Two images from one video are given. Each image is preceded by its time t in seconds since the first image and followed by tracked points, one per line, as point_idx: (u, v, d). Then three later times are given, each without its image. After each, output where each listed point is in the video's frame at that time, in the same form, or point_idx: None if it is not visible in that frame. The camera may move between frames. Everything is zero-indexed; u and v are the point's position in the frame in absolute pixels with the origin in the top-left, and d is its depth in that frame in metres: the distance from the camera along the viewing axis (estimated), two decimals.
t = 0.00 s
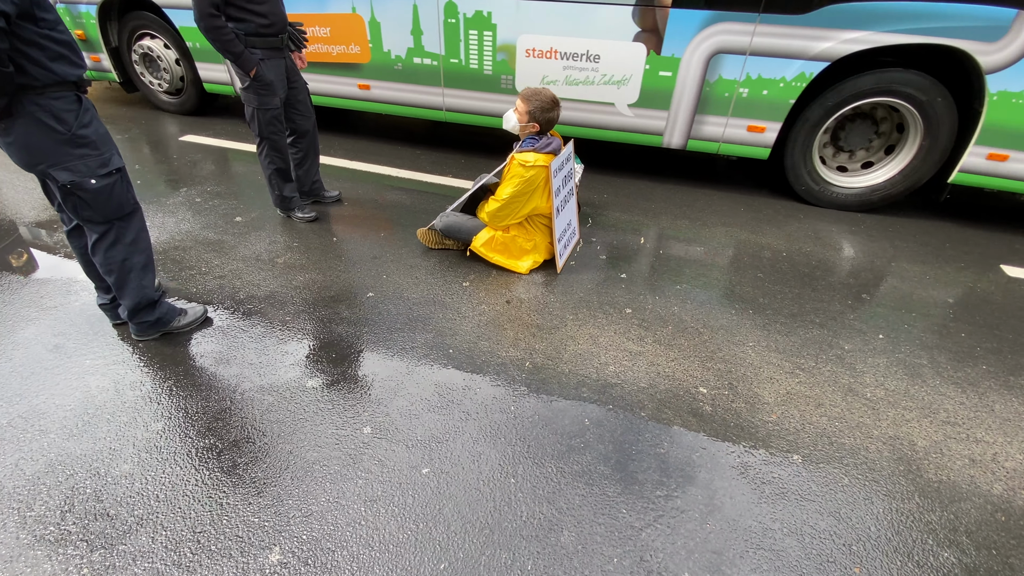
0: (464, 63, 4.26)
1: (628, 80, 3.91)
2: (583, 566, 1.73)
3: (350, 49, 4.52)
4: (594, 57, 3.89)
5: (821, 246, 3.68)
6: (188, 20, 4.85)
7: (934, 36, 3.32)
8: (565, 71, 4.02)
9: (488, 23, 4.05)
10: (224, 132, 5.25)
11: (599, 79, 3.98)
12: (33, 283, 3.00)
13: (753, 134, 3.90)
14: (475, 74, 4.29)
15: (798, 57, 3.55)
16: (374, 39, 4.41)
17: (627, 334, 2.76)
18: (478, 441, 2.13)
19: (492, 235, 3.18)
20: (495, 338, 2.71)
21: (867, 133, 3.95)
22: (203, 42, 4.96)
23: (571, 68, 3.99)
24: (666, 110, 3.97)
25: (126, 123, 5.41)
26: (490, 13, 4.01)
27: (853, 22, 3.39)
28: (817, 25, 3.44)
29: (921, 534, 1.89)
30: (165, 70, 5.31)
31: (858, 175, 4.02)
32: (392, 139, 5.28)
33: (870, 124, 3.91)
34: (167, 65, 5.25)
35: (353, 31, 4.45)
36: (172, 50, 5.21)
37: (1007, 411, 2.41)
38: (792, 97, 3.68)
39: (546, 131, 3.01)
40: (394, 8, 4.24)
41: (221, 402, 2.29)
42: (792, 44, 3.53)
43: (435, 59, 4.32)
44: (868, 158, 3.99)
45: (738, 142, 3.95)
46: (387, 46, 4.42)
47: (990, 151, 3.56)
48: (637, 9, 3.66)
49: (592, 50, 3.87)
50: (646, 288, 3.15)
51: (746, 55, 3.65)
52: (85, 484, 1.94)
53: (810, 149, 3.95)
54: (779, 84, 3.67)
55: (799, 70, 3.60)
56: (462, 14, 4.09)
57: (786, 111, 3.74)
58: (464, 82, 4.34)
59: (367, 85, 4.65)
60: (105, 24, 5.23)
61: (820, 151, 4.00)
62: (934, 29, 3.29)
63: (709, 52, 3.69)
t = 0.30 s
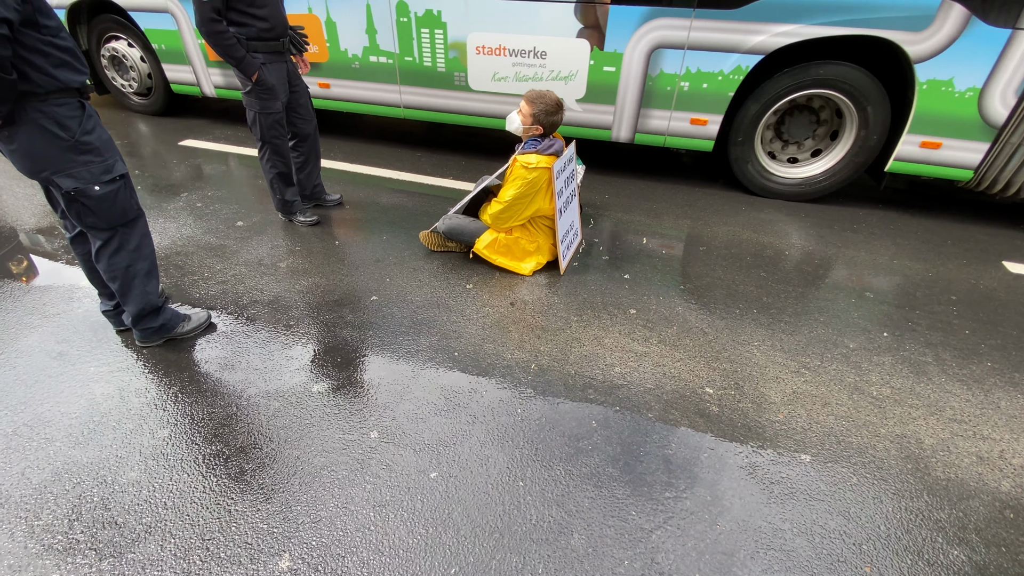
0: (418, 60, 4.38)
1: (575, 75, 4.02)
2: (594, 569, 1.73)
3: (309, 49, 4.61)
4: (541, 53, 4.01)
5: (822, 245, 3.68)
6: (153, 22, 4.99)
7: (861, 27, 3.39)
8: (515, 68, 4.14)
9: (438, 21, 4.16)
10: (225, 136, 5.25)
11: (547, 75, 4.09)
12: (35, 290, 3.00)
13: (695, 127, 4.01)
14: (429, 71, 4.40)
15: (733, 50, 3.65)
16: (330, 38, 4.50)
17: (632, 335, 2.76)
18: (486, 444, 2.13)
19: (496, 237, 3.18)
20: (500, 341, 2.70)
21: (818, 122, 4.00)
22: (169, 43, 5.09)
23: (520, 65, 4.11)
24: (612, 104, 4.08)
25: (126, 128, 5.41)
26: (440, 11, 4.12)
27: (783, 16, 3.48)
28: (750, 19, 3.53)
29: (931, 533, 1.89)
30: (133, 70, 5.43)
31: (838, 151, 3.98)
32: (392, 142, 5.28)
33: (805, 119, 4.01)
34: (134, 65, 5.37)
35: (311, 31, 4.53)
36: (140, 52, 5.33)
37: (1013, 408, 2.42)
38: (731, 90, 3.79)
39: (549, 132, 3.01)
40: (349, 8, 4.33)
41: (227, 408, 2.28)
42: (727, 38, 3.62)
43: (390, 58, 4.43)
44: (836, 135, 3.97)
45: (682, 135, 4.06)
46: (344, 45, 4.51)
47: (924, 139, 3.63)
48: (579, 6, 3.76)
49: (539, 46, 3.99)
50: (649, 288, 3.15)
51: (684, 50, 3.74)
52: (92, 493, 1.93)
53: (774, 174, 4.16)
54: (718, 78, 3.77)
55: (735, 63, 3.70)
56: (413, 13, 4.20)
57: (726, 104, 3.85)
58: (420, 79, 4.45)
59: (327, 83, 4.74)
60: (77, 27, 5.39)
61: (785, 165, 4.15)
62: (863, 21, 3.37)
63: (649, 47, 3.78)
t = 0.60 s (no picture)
0: (376, 62, 4.47)
1: (525, 75, 4.13)
2: None
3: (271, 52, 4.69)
4: (492, 53, 4.12)
5: (826, 246, 3.69)
6: (120, 28, 5.09)
7: (794, 24, 3.52)
8: (468, 68, 4.24)
9: (393, 24, 4.26)
10: (225, 143, 5.24)
11: (499, 75, 4.19)
12: (39, 301, 2.98)
13: (643, 123, 4.12)
14: (387, 72, 4.49)
15: (673, 48, 3.77)
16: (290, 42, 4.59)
17: (640, 339, 2.76)
18: (498, 451, 2.12)
19: (501, 242, 3.17)
20: (507, 346, 2.70)
21: (762, 109, 4.08)
22: (136, 48, 5.19)
23: (472, 65, 4.22)
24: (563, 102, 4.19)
25: (126, 136, 5.40)
26: (394, 14, 4.22)
27: (717, 15, 3.61)
28: (686, 18, 3.66)
29: (945, 534, 1.89)
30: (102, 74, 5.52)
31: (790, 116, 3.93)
32: (393, 147, 5.27)
33: (746, 118, 4.15)
34: (103, 69, 5.46)
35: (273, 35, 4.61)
36: (109, 56, 5.41)
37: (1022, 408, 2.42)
38: (674, 86, 3.90)
39: (554, 137, 3.01)
40: (307, 12, 4.43)
41: (236, 418, 2.27)
42: (667, 36, 3.74)
43: (349, 60, 4.52)
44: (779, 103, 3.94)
45: (631, 131, 4.18)
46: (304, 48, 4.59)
47: (860, 131, 3.77)
48: (525, 7, 3.87)
49: (489, 47, 4.10)
50: (655, 291, 3.15)
51: (627, 49, 3.86)
52: (103, 506, 1.92)
53: (763, 171, 4.21)
54: (660, 75, 3.89)
55: (676, 62, 3.82)
56: (368, 16, 4.29)
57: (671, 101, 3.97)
58: (379, 81, 4.55)
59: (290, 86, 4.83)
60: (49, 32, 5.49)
61: (765, 158, 4.19)
62: (795, 18, 3.51)
63: (593, 47, 3.90)
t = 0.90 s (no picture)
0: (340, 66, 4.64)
1: (480, 78, 4.31)
2: None
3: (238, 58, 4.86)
4: (449, 57, 4.29)
5: (831, 250, 3.71)
6: (97, 35, 5.35)
7: (733, 27, 3.68)
8: (427, 71, 4.41)
9: (354, 29, 4.41)
10: (230, 150, 5.26)
11: (456, 78, 4.37)
12: (48, 310, 2.98)
13: (595, 124, 4.29)
14: (350, 76, 4.66)
15: (619, 52, 3.94)
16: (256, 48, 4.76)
17: (650, 345, 2.77)
18: (512, 459, 2.13)
19: (509, 248, 3.19)
20: (518, 353, 2.70)
21: (705, 107, 4.21)
22: (112, 54, 5.45)
23: (431, 69, 4.38)
24: (519, 104, 4.35)
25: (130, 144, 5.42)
26: (355, 20, 4.37)
27: (660, 19, 3.78)
28: (630, 23, 3.84)
29: (960, 539, 1.89)
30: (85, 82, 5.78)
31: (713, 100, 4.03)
32: (396, 153, 5.29)
33: (697, 120, 4.28)
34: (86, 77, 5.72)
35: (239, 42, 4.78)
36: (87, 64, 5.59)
37: None
38: (621, 89, 4.08)
39: (562, 145, 3.03)
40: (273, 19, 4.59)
41: (249, 427, 2.27)
42: (614, 40, 3.92)
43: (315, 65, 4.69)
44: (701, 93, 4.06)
45: (585, 131, 4.34)
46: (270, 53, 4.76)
47: (801, 130, 3.92)
48: (477, 13, 4.05)
49: (446, 51, 4.27)
50: (663, 297, 3.16)
51: (576, 52, 4.03)
52: (118, 517, 1.91)
53: (739, 146, 4.18)
54: (609, 78, 4.06)
55: (623, 64, 3.99)
56: (330, 22, 4.44)
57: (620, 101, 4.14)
58: (344, 85, 4.72)
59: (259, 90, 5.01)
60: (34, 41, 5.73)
61: (733, 136, 4.19)
62: (734, 21, 3.67)
63: (544, 51, 4.07)
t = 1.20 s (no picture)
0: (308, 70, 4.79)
1: (441, 81, 4.45)
2: None
3: (210, 61, 5.02)
4: (410, 61, 4.44)
5: (837, 256, 3.71)
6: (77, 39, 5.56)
7: (678, 33, 3.80)
8: (390, 75, 4.55)
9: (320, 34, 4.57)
10: (235, 155, 5.27)
11: (418, 81, 4.51)
12: (56, 315, 2.98)
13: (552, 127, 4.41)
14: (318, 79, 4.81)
15: (571, 56, 4.08)
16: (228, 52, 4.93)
17: (659, 351, 2.76)
18: (523, 467, 2.12)
19: (517, 254, 3.20)
20: (527, 359, 2.70)
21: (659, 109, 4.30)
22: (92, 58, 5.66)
23: (394, 72, 4.53)
24: (478, 107, 4.48)
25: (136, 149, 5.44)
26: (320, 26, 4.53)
27: (607, 25, 3.91)
28: (581, 28, 3.97)
29: (974, 547, 1.88)
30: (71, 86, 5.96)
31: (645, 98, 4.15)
32: (402, 158, 5.30)
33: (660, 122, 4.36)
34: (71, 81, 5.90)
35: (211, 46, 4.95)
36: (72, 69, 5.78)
37: None
38: (575, 92, 4.21)
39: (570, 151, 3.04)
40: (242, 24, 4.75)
41: (259, 434, 2.27)
42: (566, 45, 4.06)
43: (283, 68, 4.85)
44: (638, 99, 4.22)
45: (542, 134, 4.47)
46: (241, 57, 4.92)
47: (748, 133, 4.02)
48: (436, 19, 4.21)
49: (408, 55, 4.42)
50: (670, 302, 3.16)
51: (531, 57, 4.18)
52: (129, 524, 1.90)
53: (694, 118, 4.12)
54: (563, 81, 4.19)
55: (575, 69, 4.13)
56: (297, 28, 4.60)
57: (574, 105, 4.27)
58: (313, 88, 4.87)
59: (230, 92, 5.17)
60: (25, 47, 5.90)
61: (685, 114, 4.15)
62: (678, 27, 3.79)
63: (499, 55, 4.22)
